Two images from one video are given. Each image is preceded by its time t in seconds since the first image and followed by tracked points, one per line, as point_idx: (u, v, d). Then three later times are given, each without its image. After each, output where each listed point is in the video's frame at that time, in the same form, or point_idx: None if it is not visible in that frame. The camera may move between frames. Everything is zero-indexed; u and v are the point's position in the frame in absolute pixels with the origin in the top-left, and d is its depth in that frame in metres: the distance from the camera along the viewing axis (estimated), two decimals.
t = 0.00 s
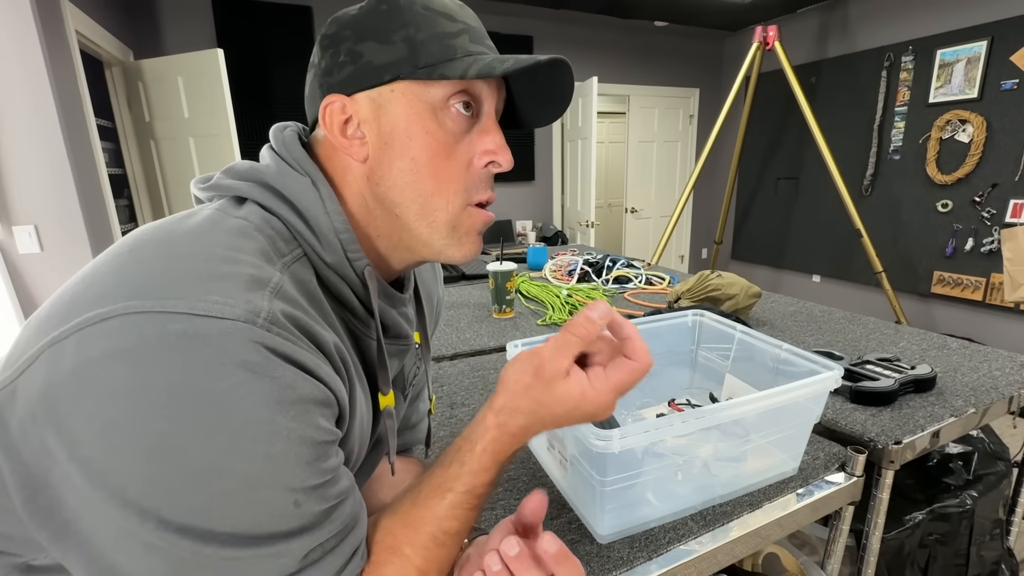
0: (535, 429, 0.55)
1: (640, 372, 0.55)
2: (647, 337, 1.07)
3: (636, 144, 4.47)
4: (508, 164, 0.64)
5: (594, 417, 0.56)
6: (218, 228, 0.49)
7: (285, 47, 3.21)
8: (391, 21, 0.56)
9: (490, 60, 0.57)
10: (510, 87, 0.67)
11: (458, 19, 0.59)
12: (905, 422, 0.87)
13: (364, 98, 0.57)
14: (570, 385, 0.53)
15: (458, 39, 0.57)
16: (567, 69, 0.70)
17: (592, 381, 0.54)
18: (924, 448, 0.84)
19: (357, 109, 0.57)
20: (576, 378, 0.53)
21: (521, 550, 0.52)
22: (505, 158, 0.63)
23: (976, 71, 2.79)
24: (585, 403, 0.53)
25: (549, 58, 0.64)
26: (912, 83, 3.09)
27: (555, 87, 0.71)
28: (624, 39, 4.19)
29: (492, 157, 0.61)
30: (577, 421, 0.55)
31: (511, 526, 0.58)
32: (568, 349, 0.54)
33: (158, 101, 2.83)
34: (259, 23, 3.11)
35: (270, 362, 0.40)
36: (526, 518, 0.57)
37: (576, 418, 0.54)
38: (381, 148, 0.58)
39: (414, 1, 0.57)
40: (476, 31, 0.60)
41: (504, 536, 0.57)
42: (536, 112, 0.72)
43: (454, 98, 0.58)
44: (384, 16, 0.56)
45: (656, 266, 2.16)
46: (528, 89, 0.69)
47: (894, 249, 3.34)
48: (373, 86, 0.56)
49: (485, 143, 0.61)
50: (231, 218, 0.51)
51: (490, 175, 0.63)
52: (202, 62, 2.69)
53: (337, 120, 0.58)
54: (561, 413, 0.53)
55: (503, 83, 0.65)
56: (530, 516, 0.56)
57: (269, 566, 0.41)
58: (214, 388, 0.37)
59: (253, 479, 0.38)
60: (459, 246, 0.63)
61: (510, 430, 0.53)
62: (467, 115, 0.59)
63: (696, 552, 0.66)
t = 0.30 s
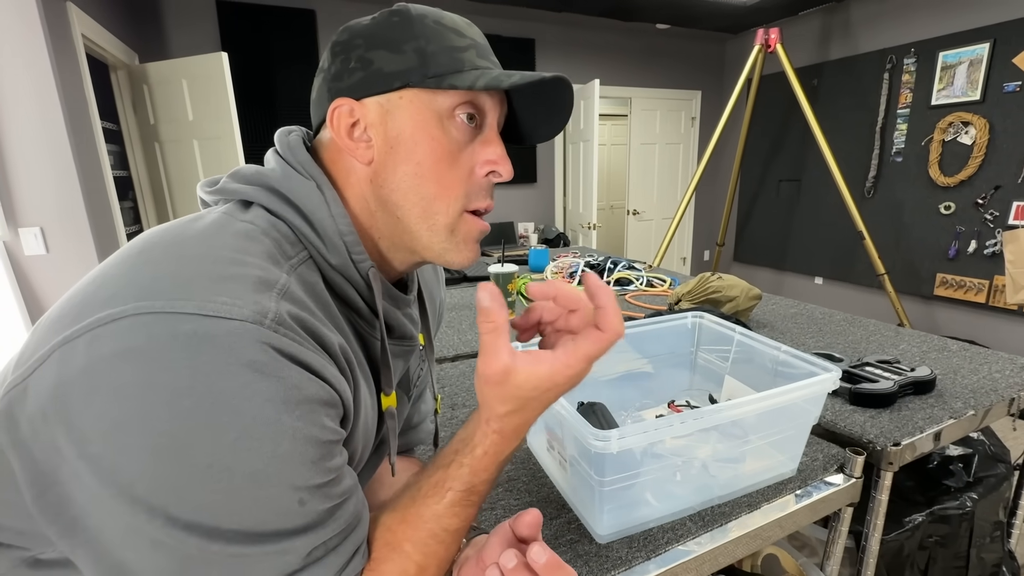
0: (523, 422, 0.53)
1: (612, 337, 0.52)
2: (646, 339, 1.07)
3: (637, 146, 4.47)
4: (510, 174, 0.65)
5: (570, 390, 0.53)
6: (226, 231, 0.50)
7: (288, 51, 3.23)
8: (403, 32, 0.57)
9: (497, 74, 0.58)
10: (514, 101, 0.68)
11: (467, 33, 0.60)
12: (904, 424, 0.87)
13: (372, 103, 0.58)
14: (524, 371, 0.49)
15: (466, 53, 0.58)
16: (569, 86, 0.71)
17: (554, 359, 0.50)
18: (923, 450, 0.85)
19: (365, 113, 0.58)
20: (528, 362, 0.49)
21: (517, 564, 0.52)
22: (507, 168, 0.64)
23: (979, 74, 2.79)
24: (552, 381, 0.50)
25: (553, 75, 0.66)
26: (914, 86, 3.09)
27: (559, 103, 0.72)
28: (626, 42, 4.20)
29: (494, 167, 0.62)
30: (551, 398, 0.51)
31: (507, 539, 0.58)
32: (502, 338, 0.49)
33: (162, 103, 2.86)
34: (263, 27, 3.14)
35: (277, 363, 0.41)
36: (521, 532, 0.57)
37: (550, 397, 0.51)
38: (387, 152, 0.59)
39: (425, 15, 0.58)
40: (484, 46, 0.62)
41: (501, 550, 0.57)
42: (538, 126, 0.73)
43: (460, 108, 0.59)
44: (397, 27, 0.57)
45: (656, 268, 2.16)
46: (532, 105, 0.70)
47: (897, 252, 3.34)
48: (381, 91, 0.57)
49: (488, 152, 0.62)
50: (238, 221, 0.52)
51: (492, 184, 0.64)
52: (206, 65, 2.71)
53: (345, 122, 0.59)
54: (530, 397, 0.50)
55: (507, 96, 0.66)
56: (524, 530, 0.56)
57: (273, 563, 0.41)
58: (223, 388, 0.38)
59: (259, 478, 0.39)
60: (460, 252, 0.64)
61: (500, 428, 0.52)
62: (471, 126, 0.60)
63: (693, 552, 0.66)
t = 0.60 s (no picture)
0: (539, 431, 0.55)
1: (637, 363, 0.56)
2: (647, 339, 1.08)
3: (639, 147, 4.48)
4: (515, 188, 0.66)
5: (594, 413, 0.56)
6: (236, 233, 0.51)
7: (290, 53, 3.24)
8: (422, 44, 0.58)
9: (512, 92, 0.59)
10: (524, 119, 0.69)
11: (483, 50, 0.61)
12: (903, 424, 0.88)
13: (388, 111, 0.59)
14: (560, 387, 0.52)
15: (482, 69, 0.60)
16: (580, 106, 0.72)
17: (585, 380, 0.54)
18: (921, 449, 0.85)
19: (380, 120, 0.59)
20: (567, 379, 0.53)
21: (516, 564, 0.53)
22: (513, 182, 0.66)
23: (980, 74, 2.79)
24: (583, 402, 0.53)
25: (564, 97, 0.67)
26: (915, 86, 3.09)
27: (568, 123, 0.73)
28: (626, 44, 4.21)
29: (500, 181, 0.64)
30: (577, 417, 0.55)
31: (507, 538, 0.58)
32: (548, 352, 0.53)
33: (166, 105, 2.87)
34: (266, 29, 3.15)
35: (287, 361, 0.42)
36: (520, 531, 0.58)
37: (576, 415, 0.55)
38: (399, 160, 0.60)
39: (444, 29, 0.59)
40: (498, 63, 0.63)
41: (501, 549, 0.57)
42: (545, 143, 0.74)
43: (473, 122, 0.60)
44: (416, 39, 0.58)
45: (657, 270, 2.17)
46: (541, 123, 0.71)
47: (898, 253, 3.34)
48: (397, 100, 0.58)
49: (495, 166, 0.63)
50: (248, 223, 0.53)
51: (498, 197, 0.66)
52: (209, 68, 2.73)
53: (359, 128, 0.59)
54: (556, 413, 0.54)
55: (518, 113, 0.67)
56: (525, 529, 0.57)
57: (281, 558, 0.42)
58: (235, 385, 0.39)
59: (268, 473, 0.40)
60: (464, 261, 0.65)
61: (518, 435, 0.55)
62: (482, 140, 0.62)
63: (692, 551, 0.67)
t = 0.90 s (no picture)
0: (535, 432, 0.56)
1: (635, 362, 0.58)
2: (648, 340, 1.08)
3: (640, 148, 4.48)
4: (518, 190, 0.67)
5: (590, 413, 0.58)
6: (240, 234, 0.51)
7: (292, 54, 3.25)
8: (425, 48, 0.58)
9: (515, 96, 0.60)
10: (526, 121, 0.70)
11: (486, 53, 0.62)
12: (904, 424, 0.88)
13: (391, 115, 0.59)
14: (563, 388, 0.54)
15: (485, 73, 0.60)
16: (582, 109, 0.73)
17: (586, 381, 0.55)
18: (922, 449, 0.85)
19: (384, 124, 0.59)
20: (568, 380, 0.55)
21: (517, 564, 0.53)
22: (517, 184, 0.66)
23: (981, 75, 2.79)
24: (582, 402, 0.55)
25: (567, 99, 0.67)
26: (917, 87, 3.09)
27: (570, 125, 0.74)
28: (628, 44, 4.21)
29: (504, 183, 0.64)
30: (575, 416, 0.57)
31: (508, 537, 0.59)
32: (552, 352, 0.54)
33: (168, 106, 2.88)
34: (268, 30, 3.16)
35: (291, 361, 0.43)
36: (522, 530, 0.58)
37: (575, 415, 0.57)
38: (402, 164, 0.60)
39: (447, 33, 0.60)
40: (501, 66, 0.63)
41: (502, 548, 0.58)
42: (548, 145, 0.75)
43: (476, 125, 0.60)
44: (419, 43, 0.58)
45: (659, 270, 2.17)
46: (544, 125, 0.72)
47: (900, 254, 3.33)
48: (401, 105, 0.58)
49: (499, 168, 0.63)
50: (253, 223, 0.54)
51: (500, 199, 0.66)
52: (211, 69, 2.74)
53: (363, 133, 0.60)
54: (560, 413, 0.55)
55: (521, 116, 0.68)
56: (526, 528, 0.57)
57: (285, 556, 0.43)
58: (241, 384, 0.39)
59: (273, 471, 0.41)
60: (466, 262, 0.65)
61: (516, 436, 0.55)
62: (485, 143, 0.62)
63: (692, 550, 0.67)
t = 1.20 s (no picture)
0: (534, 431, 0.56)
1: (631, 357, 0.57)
2: (649, 339, 1.08)
3: (641, 148, 4.48)
4: (518, 189, 0.67)
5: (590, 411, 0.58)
6: (237, 233, 0.51)
7: (292, 54, 3.25)
8: (424, 46, 0.58)
9: (514, 94, 0.59)
10: (526, 119, 0.70)
11: (485, 51, 0.61)
12: (906, 424, 0.88)
13: (390, 114, 0.59)
14: (561, 384, 0.54)
15: (484, 71, 0.60)
16: (582, 107, 0.72)
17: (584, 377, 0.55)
18: (925, 449, 0.85)
19: (383, 123, 0.59)
20: (567, 376, 0.55)
21: (515, 566, 0.53)
22: (516, 182, 0.66)
23: (984, 74, 2.78)
24: (582, 399, 0.55)
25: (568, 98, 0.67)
26: (918, 86, 3.08)
27: (570, 124, 0.74)
28: (628, 44, 4.21)
29: (503, 182, 0.64)
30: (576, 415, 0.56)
31: (507, 539, 0.58)
32: (550, 348, 0.54)
33: (169, 106, 2.89)
34: (268, 30, 3.16)
35: (287, 359, 0.42)
36: (521, 532, 0.58)
37: (575, 413, 0.56)
38: (401, 163, 0.60)
39: (446, 30, 0.59)
40: (500, 63, 0.63)
41: (500, 550, 0.57)
42: (547, 143, 0.74)
43: (475, 123, 0.60)
44: (418, 41, 0.58)
45: (660, 270, 2.16)
46: (543, 123, 0.72)
47: (901, 254, 3.33)
48: (399, 103, 0.58)
49: (498, 167, 0.63)
50: (250, 222, 0.54)
51: (501, 198, 0.66)
52: (212, 69, 2.74)
53: (362, 131, 0.60)
54: (560, 410, 0.55)
55: (520, 114, 0.68)
56: (525, 530, 0.57)
57: (283, 556, 0.43)
58: (237, 383, 0.39)
59: (270, 471, 0.40)
60: (465, 261, 0.65)
61: (515, 435, 0.55)
62: (484, 141, 0.62)
63: (694, 551, 0.67)
